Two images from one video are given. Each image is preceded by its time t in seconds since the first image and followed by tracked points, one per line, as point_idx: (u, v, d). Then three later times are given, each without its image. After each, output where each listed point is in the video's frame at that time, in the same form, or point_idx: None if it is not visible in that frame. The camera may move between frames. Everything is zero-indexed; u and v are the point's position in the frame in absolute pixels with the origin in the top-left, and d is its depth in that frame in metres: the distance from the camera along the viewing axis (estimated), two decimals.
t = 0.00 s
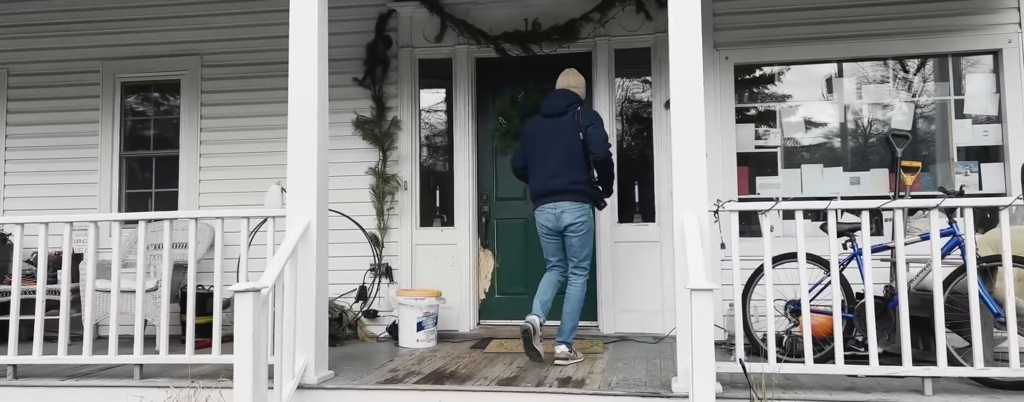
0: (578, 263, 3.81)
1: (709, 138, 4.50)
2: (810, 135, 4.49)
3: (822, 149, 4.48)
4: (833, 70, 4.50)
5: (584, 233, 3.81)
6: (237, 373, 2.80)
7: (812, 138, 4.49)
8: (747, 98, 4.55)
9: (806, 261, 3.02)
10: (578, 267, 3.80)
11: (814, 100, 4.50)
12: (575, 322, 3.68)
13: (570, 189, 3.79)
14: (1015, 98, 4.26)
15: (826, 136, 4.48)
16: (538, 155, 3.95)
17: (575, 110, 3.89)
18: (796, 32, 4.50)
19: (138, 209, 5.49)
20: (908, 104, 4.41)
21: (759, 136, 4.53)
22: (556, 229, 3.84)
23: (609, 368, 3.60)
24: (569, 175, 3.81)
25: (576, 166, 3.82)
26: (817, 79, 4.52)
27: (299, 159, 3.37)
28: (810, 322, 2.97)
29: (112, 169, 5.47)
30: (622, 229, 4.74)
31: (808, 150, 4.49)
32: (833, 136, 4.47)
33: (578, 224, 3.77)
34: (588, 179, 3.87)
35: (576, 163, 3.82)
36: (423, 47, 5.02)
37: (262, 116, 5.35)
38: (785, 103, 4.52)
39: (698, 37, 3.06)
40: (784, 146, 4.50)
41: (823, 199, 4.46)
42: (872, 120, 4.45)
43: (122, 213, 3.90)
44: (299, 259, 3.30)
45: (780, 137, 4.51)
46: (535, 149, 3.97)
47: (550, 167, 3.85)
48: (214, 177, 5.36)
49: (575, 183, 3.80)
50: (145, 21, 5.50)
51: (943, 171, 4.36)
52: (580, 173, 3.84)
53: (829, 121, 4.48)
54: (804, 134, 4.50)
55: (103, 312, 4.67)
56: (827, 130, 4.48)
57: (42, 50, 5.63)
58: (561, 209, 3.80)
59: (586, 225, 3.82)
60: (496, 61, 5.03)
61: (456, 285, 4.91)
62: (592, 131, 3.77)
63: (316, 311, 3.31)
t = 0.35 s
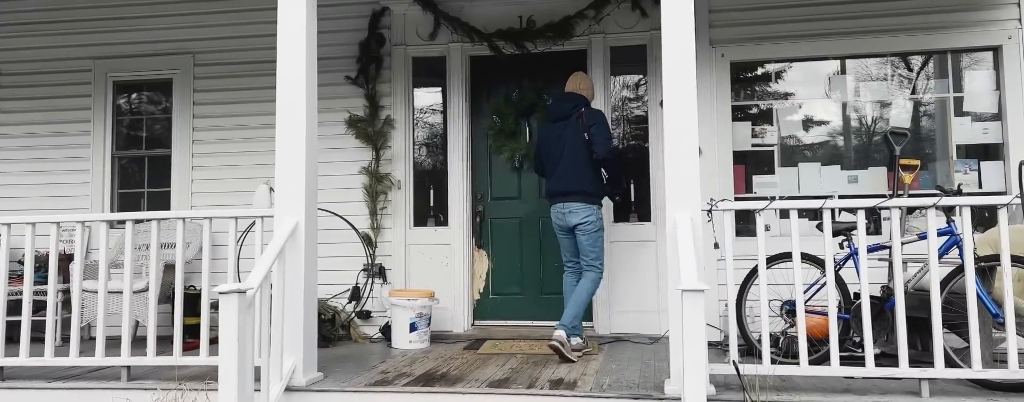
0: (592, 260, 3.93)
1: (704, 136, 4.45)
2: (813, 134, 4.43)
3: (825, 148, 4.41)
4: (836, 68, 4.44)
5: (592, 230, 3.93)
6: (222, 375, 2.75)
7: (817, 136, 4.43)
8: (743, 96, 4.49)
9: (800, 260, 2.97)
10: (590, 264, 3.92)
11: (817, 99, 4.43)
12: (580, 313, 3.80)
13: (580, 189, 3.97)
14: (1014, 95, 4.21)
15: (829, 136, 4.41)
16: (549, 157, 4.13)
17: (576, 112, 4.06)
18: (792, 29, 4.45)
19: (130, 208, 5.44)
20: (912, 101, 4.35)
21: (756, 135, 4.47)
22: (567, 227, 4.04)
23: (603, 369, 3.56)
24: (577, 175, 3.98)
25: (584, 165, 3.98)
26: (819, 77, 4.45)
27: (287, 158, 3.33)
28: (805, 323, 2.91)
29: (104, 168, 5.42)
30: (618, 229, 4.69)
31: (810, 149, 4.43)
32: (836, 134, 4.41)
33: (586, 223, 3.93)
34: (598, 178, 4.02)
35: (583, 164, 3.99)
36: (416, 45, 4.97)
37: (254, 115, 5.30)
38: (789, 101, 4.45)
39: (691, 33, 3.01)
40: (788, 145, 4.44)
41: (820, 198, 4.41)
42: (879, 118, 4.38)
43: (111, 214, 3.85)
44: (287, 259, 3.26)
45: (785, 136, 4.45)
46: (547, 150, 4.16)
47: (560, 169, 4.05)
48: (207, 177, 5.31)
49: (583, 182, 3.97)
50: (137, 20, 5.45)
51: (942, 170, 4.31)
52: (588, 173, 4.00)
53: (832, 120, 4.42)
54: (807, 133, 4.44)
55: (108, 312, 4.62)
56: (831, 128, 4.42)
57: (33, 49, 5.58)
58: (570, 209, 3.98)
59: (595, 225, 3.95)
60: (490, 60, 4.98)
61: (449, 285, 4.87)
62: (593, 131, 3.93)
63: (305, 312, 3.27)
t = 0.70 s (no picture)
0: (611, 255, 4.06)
1: (696, 132, 4.39)
2: (816, 129, 4.37)
3: (829, 143, 4.35)
4: (841, 62, 4.37)
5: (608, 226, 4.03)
6: (198, 376, 2.70)
7: (819, 132, 4.36)
8: (735, 91, 4.43)
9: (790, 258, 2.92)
10: (616, 259, 4.04)
11: (823, 95, 4.37)
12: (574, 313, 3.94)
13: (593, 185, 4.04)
14: (1011, 89, 4.14)
15: (832, 132, 4.35)
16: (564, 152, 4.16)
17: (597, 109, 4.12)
18: (786, 22, 4.38)
19: (119, 207, 5.38)
20: (913, 95, 4.29)
21: (748, 130, 4.41)
22: (575, 222, 4.07)
23: (591, 369, 3.51)
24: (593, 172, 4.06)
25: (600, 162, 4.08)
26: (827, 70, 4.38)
27: (269, 156, 3.27)
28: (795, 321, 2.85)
29: (92, 166, 5.36)
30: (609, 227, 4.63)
31: (812, 145, 4.36)
32: (840, 130, 4.34)
33: (602, 219, 4.02)
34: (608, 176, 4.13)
35: (596, 162, 4.08)
36: (406, 41, 4.91)
37: (243, 112, 5.25)
38: (791, 97, 4.39)
39: (680, 26, 2.95)
40: (791, 140, 4.38)
41: (814, 194, 4.35)
42: (880, 113, 4.32)
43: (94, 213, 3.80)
44: (268, 257, 3.20)
45: (789, 132, 4.38)
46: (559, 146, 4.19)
47: (575, 164, 4.11)
48: (196, 175, 5.26)
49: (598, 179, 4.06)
50: (125, 16, 5.38)
51: (938, 165, 4.25)
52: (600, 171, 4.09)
53: (834, 115, 4.36)
54: (808, 129, 4.37)
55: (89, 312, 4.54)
56: (834, 123, 4.35)
57: (21, 47, 5.53)
58: (583, 203, 4.02)
59: (608, 219, 4.04)
60: (480, 56, 4.92)
61: (439, 284, 4.81)
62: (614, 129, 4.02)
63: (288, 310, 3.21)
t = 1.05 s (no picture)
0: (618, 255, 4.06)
1: (686, 127, 4.34)
2: (822, 123, 4.28)
3: (837, 136, 4.26)
4: (849, 55, 4.28)
5: (626, 226, 4.07)
6: (170, 375, 2.64)
7: (824, 125, 4.28)
8: (727, 85, 4.36)
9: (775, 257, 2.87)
10: (623, 256, 4.06)
11: (829, 87, 4.28)
12: (569, 299, 3.96)
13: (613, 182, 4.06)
14: (1008, 82, 4.06)
15: (843, 126, 4.26)
16: (592, 146, 4.13)
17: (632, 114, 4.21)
18: (779, 15, 4.30)
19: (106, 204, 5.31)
20: (909, 89, 4.20)
21: (740, 125, 4.34)
22: (595, 215, 4.05)
23: (577, 369, 3.45)
24: (618, 170, 4.09)
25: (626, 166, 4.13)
26: (830, 65, 4.29)
27: (246, 153, 3.21)
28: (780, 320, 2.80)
29: (79, 163, 5.30)
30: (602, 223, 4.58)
31: (820, 137, 4.28)
32: (848, 123, 4.26)
33: (620, 217, 4.04)
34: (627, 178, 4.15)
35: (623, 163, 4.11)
36: (394, 35, 4.84)
37: (230, 108, 5.17)
38: (793, 91, 4.31)
39: (664, 19, 2.89)
40: (796, 133, 4.30)
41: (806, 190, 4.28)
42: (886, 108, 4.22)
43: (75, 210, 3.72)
44: (246, 256, 3.14)
45: (792, 126, 4.31)
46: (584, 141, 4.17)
47: (599, 159, 4.11)
48: (184, 171, 5.20)
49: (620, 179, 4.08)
50: (111, 11, 5.30)
51: (932, 161, 4.17)
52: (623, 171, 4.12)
53: (841, 109, 4.27)
54: (814, 122, 4.29)
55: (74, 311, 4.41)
56: (841, 117, 4.27)
57: (7, 42, 5.46)
58: (607, 199, 4.02)
59: (626, 218, 4.08)
60: (469, 50, 4.85)
61: (427, 282, 4.75)
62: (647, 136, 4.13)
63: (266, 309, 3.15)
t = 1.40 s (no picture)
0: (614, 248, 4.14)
1: (680, 119, 4.33)
2: (831, 115, 4.21)
3: (847, 127, 4.19)
4: (858, 46, 4.20)
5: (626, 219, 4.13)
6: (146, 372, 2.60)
7: (834, 117, 4.21)
8: (720, 77, 4.33)
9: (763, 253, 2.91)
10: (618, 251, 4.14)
11: (836, 78, 4.21)
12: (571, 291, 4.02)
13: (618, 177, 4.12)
14: (1006, 74, 3.98)
15: (856, 116, 4.18)
16: (600, 143, 4.14)
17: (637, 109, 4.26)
18: (774, 6, 4.24)
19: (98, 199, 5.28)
20: (905, 81, 4.13)
21: (734, 118, 4.31)
22: (601, 210, 4.07)
23: (565, 366, 3.41)
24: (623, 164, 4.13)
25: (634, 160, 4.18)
26: (844, 55, 4.21)
27: (227, 148, 3.16)
28: (767, 317, 2.83)
29: (71, 158, 5.27)
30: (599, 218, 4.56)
31: (831, 128, 4.20)
32: (860, 114, 4.18)
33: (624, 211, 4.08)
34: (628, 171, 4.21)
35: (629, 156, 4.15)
36: (384, 28, 4.79)
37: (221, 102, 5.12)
38: (804, 82, 4.25)
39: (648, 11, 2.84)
40: (806, 125, 4.24)
41: (802, 183, 4.23)
42: (903, 99, 4.13)
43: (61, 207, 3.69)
44: (227, 253, 3.11)
45: (801, 117, 4.24)
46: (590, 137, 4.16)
47: (606, 154, 4.12)
48: (175, 166, 5.15)
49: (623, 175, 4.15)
50: (101, 5, 5.26)
51: (928, 154, 4.09)
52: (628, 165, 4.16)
53: (852, 101, 4.19)
54: (825, 114, 4.22)
55: (56, 307, 4.41)
56: (852, 108, 4.19)
57: None
58: (614, 193, 4.06)
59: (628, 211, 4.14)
60: (460, 43, 4.80)
61: (418, 277, 4.71)
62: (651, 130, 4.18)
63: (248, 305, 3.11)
